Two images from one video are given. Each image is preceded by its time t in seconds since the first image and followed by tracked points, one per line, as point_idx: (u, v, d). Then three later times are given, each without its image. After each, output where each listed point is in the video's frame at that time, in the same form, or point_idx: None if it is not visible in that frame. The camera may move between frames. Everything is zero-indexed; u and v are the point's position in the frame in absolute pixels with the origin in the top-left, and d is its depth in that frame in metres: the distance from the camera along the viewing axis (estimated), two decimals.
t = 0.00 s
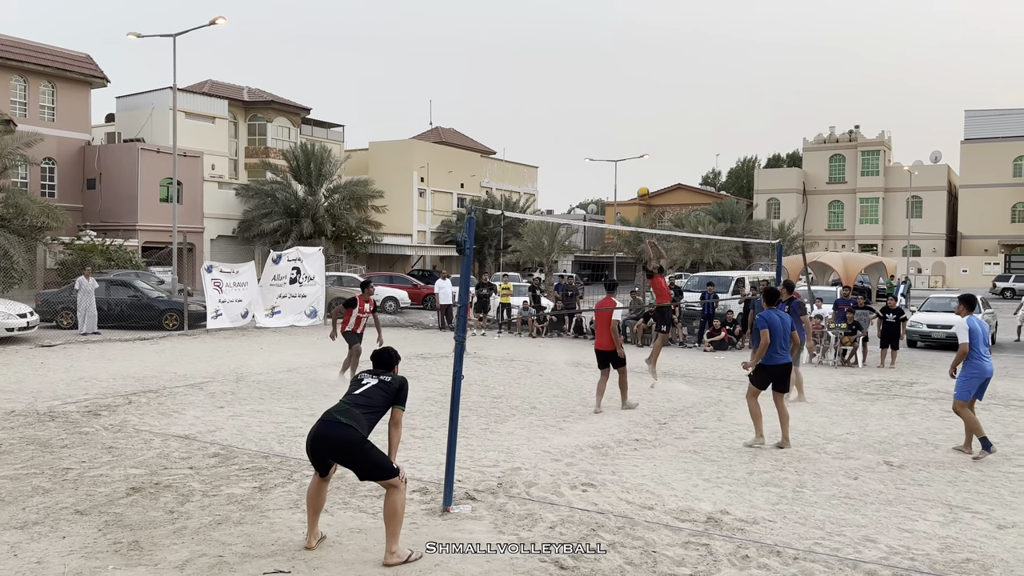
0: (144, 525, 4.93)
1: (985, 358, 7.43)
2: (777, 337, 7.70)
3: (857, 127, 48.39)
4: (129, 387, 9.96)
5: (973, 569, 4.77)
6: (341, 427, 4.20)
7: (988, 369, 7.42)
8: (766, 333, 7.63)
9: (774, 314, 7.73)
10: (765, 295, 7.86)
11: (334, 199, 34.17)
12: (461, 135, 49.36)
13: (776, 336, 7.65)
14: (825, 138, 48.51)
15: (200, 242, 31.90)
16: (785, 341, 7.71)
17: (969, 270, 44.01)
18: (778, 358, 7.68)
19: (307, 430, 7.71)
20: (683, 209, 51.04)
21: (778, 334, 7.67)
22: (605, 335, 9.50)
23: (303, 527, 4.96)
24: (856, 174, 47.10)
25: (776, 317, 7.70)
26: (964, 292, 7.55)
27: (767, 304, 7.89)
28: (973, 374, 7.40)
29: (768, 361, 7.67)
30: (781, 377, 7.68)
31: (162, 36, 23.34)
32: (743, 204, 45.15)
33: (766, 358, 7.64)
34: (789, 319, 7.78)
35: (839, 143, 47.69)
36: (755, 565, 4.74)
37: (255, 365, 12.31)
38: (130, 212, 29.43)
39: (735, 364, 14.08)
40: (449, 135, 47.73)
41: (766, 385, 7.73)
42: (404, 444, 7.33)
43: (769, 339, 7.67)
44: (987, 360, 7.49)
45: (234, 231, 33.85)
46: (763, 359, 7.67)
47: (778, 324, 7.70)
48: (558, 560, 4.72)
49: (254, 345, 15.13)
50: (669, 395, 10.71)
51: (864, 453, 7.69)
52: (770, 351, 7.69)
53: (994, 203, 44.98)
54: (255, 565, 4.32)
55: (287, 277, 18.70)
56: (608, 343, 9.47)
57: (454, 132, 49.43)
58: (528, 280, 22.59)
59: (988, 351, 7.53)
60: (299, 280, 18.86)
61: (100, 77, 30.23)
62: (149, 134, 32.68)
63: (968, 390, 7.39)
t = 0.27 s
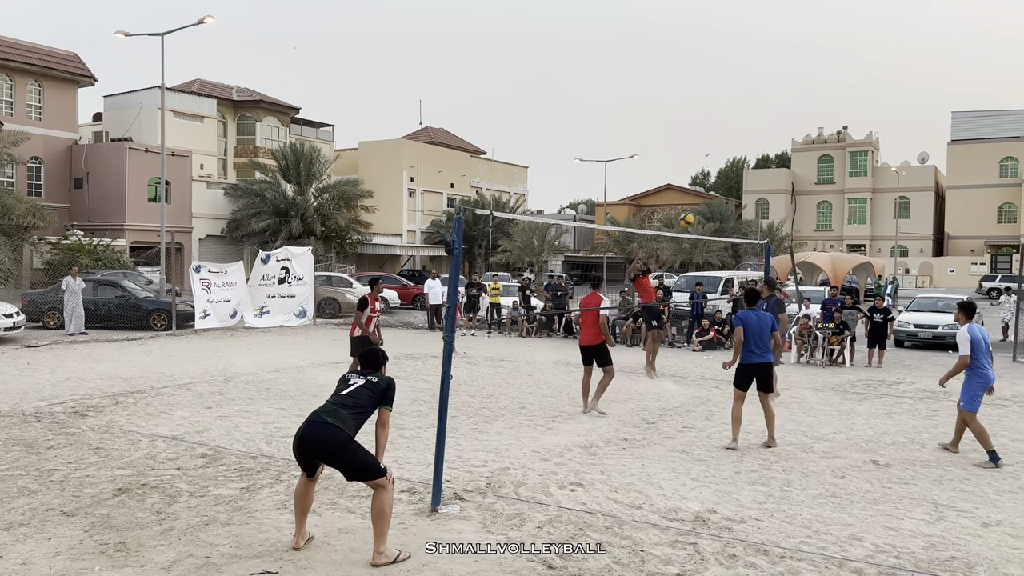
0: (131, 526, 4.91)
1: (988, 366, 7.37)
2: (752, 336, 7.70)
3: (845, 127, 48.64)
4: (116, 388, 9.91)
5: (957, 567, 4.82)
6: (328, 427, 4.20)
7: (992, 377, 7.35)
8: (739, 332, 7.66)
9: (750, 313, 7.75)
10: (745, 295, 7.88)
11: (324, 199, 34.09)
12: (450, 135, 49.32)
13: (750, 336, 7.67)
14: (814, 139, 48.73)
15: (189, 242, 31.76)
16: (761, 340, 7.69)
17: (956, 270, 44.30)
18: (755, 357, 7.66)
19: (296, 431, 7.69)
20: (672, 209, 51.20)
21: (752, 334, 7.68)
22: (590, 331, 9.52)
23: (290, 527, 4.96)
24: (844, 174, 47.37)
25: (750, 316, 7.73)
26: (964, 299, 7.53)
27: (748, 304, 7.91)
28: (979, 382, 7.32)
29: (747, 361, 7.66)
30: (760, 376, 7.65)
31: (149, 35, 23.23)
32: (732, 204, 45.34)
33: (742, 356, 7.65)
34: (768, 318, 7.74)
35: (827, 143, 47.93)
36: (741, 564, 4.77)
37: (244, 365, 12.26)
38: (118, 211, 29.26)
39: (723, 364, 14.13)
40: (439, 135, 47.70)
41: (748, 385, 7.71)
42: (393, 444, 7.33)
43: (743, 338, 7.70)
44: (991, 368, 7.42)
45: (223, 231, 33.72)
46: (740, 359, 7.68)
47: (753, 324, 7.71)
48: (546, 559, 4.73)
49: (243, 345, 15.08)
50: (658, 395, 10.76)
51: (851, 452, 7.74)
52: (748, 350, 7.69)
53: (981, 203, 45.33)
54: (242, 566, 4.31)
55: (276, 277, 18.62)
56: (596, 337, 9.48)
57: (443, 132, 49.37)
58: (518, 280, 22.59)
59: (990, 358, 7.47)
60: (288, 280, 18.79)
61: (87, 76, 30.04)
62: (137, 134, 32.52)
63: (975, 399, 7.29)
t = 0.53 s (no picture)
0: (112, 528, 4.88)
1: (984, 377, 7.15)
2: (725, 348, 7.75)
3: (828, 129, 49.01)
4: (97, 389, 9.83)
5: (936, 564, 4.88)
6: (310, 429, 4.19)
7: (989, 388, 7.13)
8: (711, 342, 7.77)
9: (725, 324, 7.81)
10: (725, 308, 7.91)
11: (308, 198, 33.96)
12: (435, 135, 49.25)
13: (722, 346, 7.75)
14: (797, 140, 49.09)
15: (171, 242, 31.52)
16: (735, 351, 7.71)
17: (937, 270, 44.75)
18: (728, 368, 7.69)
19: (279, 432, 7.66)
20: (656, 210, 51.40)
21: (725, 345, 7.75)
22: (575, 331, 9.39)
23: (273, 528, 4.94)
24: (827, 175, 47.75)
25: (725, 328, 7.80)
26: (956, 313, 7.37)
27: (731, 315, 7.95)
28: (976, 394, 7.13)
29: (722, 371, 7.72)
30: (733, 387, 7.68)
31: (130, 33, 23.05)
32: (715, 205, 45.62)
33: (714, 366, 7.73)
34: (743, 329, 7.71)
35: (810, 145, 48.29)
36: (723, 563, 4.80)
37: (227, 366, 12.20)
38: (100, 211, 29.01)
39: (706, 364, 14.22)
40: (424, 135, 47.63)
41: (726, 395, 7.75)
42: (377, 445, 7.33)
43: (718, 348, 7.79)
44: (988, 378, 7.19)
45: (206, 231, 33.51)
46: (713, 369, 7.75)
47: (726, 334, 7.76)
48: (529, 559, 4.75)
49: (226, 346, 15.00)
50: (642, 395, 10.81)
51: (832, 451, 7.81)
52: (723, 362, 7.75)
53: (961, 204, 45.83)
54: (224, 567, 4.30)
55: (259, 277, 18.52)
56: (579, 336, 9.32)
57: (428, 132, 49.29)
58: (503, 281, 22.62)
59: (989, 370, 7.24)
60: (271, 281, 18.70)
61: (68, 74, 29.77)
62: (119, 133, 32.26)
63: (972, 411, 7.10)
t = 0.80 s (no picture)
0: (88, 530, 4.84)
1: (965, 383, 7.35)
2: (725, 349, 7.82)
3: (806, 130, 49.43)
4: (73, 390, 9.72)
5: (909, 560, 4.96)
6: (289, 430, 4.19)
7: (970, 393, 7.29)
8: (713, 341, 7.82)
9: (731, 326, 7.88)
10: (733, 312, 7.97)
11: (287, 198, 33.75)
12: (416, 135, 49.14)
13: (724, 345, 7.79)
14: (776, 142, 49.50)
15: (149, 241, 31.22)
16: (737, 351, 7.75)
17: (914, 270, 45.26)
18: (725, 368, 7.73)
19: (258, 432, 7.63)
20: (637, 210, 51.62)
21: (728, 345, 7.80)
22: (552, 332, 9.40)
23: (251, 529, 4.92)
24: (805, 176, 48.20)
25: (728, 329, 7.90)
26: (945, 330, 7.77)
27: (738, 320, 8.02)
28: (958, 398, 7.29)
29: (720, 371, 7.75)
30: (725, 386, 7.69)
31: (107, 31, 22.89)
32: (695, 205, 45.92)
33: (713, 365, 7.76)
34: (748, 332, 7.77)
35: (789, 146, 48.71)
36: (701, 560, 4.85)
37: (205, 367, 12.11)
38: (76, 210, 28.67)
39: (686, 363, 14.30)
40: (405, 135, 47.50)
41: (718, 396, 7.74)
42: (358, 445, 7.31)
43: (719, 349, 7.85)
44: (972, 387, 7.36)
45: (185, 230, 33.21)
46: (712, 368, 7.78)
47: (731, 335, 7.82)
48: (509, 558, 4.77)
49: (205, 347, 14.88)
50: (622, 394, 10.87)
51: (809, 449, 7.90)
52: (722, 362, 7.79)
53: (937, 205, 46.42)
54: (202, 568, 4.27)
55: (238, 277, 18.40)
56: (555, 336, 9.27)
57: (409, 132, 49.17)
58: (484, 281, 22.62)
59: (976, 381, 7.41)
60: (250, 281, 18.57)
61: (44, 72, 29.40)
62: (96, 131, 31.91)
63: (951, 413, 7.25)
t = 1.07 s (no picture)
0: (59, 533, 4.78)
1: (952, 368, 7.65)
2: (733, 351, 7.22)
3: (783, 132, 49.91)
4: (45, 392, 9.58)
5: (881, 557, 5.02)
6: (264, 433, 4.16)
7: (956, 378, 7.59)
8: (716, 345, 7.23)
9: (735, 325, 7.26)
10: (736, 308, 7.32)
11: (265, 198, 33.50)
12: (395, 134, 48.99)
13: (729, 349, 7.20)
14: (753, 143, 49.93)
15: (124, 241, 30.86)
16: (743, 356, 7.17)
17: (889, 271, 45.80)
18: (730, 374, 7.20)
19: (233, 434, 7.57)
20: (616, 211, 51.83)
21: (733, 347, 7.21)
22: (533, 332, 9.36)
23: (226, 531, 4.88)
24: (782, 177, 48.67)
25: (735, 328, 7.27)
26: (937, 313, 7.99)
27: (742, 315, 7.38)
28: (944, 383, 7.60)
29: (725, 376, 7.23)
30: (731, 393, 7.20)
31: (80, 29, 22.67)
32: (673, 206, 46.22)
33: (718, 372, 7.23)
34: (754, 333, 7.18)
35: (766, 147, 49.15)
36: (677, 559, 4.88)
37: (180, 368, 11.99)
38: (49, 209, 28.26)
39: (664, 363, 14.38)
40: (384, 135, 47.34)
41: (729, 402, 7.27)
42: (334, 447, 7.28)
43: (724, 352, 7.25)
44: (959, 370, 7.64)
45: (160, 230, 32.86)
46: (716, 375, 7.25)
47: (736, 337, 7.22)
48: (486, 558, 4.78)
49: (180, 347, 14.72)
50: (599, 394, 10.91)
51: (784, 448, 7.98)
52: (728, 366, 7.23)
53: (912, 206, 47.07)
54: (176, 571, 4.24)
55: (214, 277, 18.22)
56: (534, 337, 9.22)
57: (388, 131, 49.00)
58: (463, 281, 22.60)
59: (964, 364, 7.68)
60: (226, 281, 18.40)
61: (15, 69, 28.93)
62: (69, 129, 31.44)
63: (936, 398, 7.60)
